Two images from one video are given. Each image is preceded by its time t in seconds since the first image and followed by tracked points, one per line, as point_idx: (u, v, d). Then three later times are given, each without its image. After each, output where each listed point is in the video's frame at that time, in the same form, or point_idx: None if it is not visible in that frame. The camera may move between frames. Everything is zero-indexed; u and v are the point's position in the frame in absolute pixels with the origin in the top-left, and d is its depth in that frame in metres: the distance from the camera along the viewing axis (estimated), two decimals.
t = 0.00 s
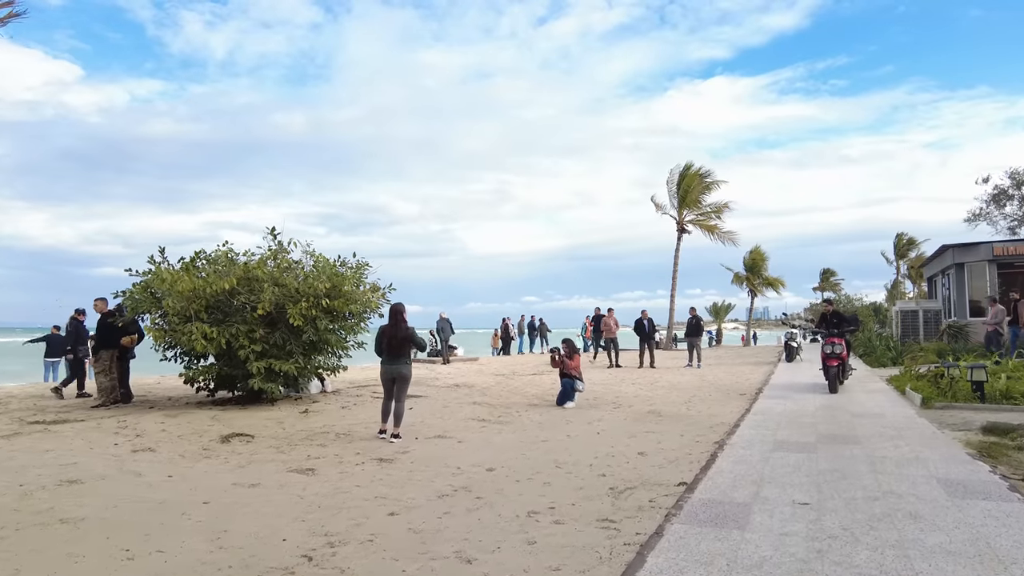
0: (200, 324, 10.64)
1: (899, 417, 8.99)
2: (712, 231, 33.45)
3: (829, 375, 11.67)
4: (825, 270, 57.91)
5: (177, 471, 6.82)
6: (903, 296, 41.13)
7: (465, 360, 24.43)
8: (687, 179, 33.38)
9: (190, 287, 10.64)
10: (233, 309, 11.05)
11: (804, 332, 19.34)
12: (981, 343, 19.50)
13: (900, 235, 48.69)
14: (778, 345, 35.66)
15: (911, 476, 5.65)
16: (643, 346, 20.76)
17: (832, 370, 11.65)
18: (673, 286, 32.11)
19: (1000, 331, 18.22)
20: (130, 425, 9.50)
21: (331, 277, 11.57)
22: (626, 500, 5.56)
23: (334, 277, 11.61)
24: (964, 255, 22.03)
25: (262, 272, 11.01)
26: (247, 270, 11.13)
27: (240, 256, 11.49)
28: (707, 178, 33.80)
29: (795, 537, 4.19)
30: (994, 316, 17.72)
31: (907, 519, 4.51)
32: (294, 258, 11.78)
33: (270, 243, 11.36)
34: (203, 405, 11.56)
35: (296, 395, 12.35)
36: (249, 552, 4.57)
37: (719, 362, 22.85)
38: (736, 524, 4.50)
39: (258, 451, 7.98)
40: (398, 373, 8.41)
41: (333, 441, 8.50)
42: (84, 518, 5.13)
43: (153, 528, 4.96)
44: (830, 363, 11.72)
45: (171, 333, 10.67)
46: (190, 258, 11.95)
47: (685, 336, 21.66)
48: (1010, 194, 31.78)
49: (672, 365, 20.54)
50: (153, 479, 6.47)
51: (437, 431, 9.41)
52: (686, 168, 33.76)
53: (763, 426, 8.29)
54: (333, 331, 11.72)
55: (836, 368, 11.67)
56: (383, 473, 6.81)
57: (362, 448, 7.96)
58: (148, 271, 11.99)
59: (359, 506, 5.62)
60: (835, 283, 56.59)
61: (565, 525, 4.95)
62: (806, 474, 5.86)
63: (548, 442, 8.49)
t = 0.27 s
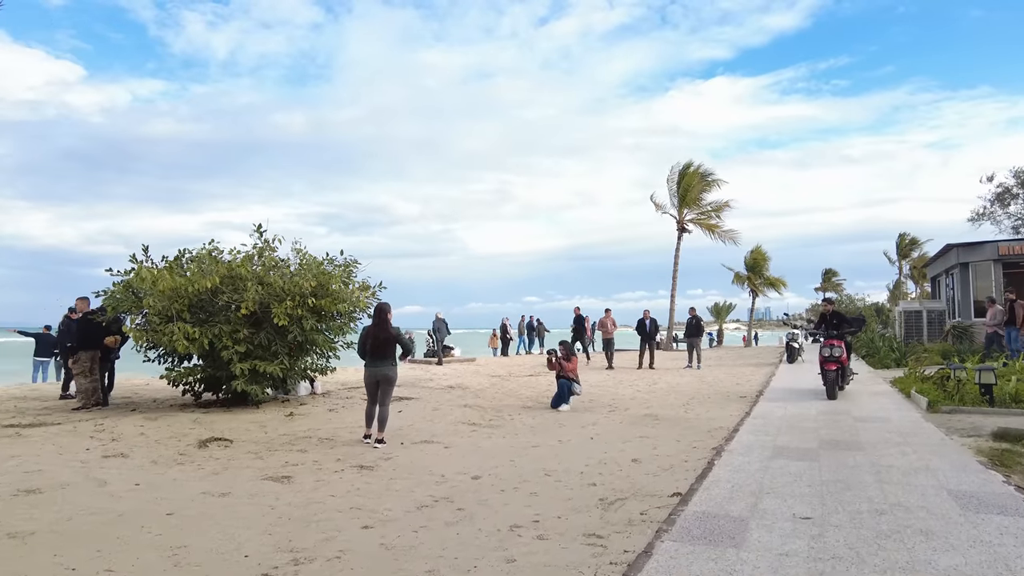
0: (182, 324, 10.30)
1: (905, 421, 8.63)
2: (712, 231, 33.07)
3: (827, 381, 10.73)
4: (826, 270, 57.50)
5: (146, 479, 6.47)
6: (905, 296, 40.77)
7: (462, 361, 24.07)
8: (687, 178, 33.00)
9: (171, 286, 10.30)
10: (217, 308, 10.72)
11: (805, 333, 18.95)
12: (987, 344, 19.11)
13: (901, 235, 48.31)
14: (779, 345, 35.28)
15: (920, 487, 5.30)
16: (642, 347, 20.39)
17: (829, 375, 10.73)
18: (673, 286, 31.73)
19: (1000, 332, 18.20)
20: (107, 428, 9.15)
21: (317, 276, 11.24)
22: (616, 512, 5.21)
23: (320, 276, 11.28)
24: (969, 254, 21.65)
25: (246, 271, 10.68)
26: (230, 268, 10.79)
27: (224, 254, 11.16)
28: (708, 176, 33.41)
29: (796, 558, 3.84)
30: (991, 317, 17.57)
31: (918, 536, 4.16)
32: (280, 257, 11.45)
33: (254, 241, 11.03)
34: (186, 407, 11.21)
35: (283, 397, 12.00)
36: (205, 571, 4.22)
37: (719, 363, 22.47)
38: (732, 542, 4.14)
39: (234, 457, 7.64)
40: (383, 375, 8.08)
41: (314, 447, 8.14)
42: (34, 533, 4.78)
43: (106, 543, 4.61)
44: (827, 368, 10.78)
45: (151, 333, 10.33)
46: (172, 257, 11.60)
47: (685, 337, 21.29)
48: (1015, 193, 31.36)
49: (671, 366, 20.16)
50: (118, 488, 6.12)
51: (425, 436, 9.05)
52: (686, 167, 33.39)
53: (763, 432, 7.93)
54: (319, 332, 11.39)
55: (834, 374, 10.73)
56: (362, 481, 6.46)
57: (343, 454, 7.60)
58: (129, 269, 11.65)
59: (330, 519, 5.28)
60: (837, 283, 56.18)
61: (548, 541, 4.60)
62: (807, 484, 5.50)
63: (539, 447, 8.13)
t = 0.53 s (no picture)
0: (164, 325, 10.05)
1: (909, 427, 8.30)
2: (712, 230, 32.75)
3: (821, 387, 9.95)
4: (828, 270, 57.10)
5: (113, 488, 6.19)
6: (907, 296, 40.48)
7: (459, 362, 23.77)
8: (687, 177, 32.67)
9: (153, 286, 10.06)
10: (201, 310, 10.48)
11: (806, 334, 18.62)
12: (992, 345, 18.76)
13: (904, 234, 47.91)
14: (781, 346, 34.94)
15: (925, 500, 4.99)
16: (641, 348, 20.08)
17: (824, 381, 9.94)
18: (673, 286, 31.42)
19: (995, 334, 18.42)
20: (84, 433, 8.88)
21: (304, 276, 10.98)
22: (602, 527, 4.91)
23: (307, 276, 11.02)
24: (973, 254, 21.40)
25: (230, 271, 10.40)
26: (214, 269, 10.53)
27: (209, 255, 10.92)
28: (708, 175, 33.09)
29: None
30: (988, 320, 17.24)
31: (924, 557, 3.85)
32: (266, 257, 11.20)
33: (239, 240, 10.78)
34: (170, 411, 10.94)
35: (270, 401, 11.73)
36: None
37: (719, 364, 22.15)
38: (722, 562, 3.85)
39: (211, 464, 7.35)
40: (366, 379, 7.79)
41: (295, 454, 7.85)
42: None
43: (56, 562, 4.33)
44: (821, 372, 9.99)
45: (132, 335, 10.06)
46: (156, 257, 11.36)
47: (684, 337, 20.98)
48: (1019, 192, 30.99)
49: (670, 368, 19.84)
50: (82, 499, 5.84)
51: (411, 442, 8.75)
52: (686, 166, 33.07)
53: (761, 438, 7.63)
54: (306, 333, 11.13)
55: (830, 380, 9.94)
56: (339, 492, 6.16)
57: (324, 462, 7.31)
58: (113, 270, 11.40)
59: (300, 534, 4.98)
60: (839, 283, 55.80)
61: (527, 560, 4.31)
62: (806, 496, 5.20)
63: (527, 454, 7.84)
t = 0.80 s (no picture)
0: (140, 322, 9.69)
1: (909, 426, 7.98)
2: (711, 228, 32.42)
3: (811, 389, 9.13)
4: (829, 269, 56.75)
5: (70, 492, 5.86)
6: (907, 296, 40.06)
7: (453, 362, 23.42)
8: (686, 174, 32.35)
9: (128, 282, 9.70)
10: (179, 306, 10.12)
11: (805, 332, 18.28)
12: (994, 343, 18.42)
13: (905, 233, 47.54)
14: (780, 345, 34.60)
15: (926, 504, 4.67)
16: (637, 347, 19.74)
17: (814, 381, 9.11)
18: (672, 284, 31.10)
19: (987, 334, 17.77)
20: (53, 434, 8.54)
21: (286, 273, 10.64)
22: (581, 533, 4.59)
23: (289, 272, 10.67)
24: (974, 251, 21.11)
25: (210, 267, 10.06)
26: (193, 264, 10.17)
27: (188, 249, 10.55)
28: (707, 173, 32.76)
29: None
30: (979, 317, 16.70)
31: (925, 569, 3.53)
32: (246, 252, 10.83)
33: (219, 235, 10.42)
34: (147, 410, 10.58)
35: (252, 400, 11.39)
36: None
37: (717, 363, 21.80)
38: None
39: (179, 465, 7.01)
40: (342, 377, 7.54)
41: (269, 455, 7.53)
42: None
43: None
44: (810, 372, 9.16)
45: (107, 331, 9.72)
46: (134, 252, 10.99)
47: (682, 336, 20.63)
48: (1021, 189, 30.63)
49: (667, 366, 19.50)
50: (34, 504, 5.51)
51: (392, 442, 8.42)
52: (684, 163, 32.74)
53: (755, 439, 7.29)
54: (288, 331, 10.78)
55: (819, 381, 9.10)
56: (308, 495, 5.84)
57: (296, 465, 6.97)
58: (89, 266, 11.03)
59: (257, 543, 4.65)
60: (839, 282, 55.40)
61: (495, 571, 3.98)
62: (799, 501, 4.86)
63: (512, 455, 7.50)
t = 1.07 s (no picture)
0: (119, 326, 9.39)
1: (911, 434, 7.66)
2: (711, 228, 32.10)
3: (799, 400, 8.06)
4: (832, 269, 56.34)
5: (28, 506, 5.58)
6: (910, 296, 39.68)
7: (450, 364, 23.14)
8: (686, 174, 32.05)
9: (107, 285, 9.40)
10: (160, 310, 9.82)
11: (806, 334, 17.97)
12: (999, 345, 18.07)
13: (908, 233, 47.12)
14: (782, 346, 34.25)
15: (929, 523, 4.37)
16: (635, 349, 19.42)
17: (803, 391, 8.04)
18: (672, 285, 30.79)
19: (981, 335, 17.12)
20: (26, 442, 8.25)
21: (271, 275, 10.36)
22: (560, 554, 4.30)
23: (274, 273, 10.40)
24: (978, 251, 20.75)
25: (192, 269, 9.77)
26: (175, 266, 9.88)
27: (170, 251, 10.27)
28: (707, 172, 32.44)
29: None
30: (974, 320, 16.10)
31: None
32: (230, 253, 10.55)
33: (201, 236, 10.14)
34: (128, 416, 10.28)
35: (237, 406, 11.09)
36: None
37: (717, 365, 21.49)
38: None
39: (150, 475, 6.69)
40: (320, 384, 7.38)
41: (245, 465, 7.24)
42: None
43: None
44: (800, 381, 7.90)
45: (85, 336, 9.41)
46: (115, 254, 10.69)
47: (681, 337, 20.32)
48: None
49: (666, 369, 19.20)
50: None
51: (375, 451, 8.14)
52: (684, 162, 32.43)
53: (750, 448, 6.99)
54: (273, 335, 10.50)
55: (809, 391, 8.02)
56: (278, 510, 5.56)
57: (272, 475, 6.69)
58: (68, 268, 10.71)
59: (214, 564, 4.37)
60: (841, 282, 55.02)
61: None
62: (793, 518, 4.57)
63: (497, 464, 7.21)
